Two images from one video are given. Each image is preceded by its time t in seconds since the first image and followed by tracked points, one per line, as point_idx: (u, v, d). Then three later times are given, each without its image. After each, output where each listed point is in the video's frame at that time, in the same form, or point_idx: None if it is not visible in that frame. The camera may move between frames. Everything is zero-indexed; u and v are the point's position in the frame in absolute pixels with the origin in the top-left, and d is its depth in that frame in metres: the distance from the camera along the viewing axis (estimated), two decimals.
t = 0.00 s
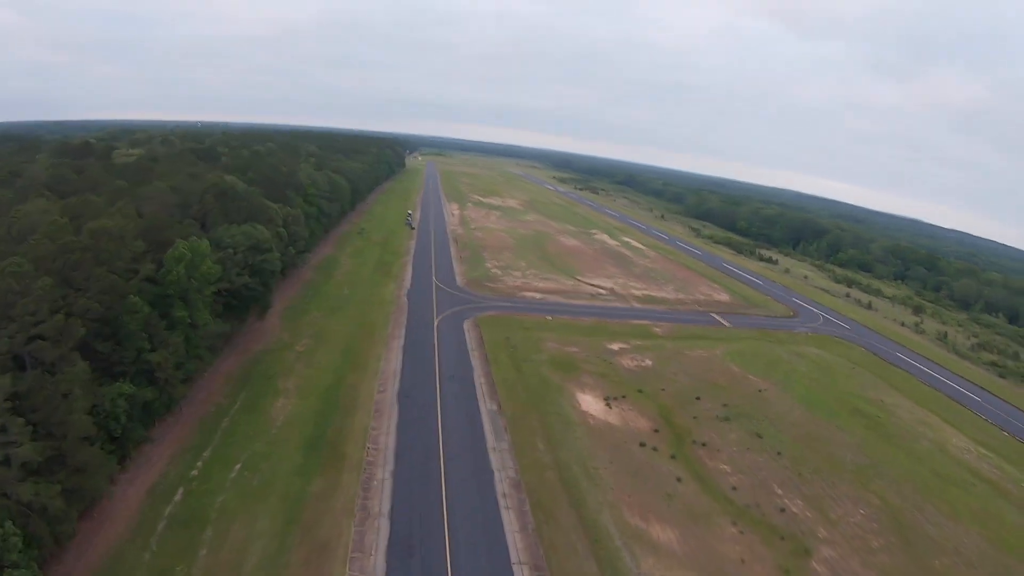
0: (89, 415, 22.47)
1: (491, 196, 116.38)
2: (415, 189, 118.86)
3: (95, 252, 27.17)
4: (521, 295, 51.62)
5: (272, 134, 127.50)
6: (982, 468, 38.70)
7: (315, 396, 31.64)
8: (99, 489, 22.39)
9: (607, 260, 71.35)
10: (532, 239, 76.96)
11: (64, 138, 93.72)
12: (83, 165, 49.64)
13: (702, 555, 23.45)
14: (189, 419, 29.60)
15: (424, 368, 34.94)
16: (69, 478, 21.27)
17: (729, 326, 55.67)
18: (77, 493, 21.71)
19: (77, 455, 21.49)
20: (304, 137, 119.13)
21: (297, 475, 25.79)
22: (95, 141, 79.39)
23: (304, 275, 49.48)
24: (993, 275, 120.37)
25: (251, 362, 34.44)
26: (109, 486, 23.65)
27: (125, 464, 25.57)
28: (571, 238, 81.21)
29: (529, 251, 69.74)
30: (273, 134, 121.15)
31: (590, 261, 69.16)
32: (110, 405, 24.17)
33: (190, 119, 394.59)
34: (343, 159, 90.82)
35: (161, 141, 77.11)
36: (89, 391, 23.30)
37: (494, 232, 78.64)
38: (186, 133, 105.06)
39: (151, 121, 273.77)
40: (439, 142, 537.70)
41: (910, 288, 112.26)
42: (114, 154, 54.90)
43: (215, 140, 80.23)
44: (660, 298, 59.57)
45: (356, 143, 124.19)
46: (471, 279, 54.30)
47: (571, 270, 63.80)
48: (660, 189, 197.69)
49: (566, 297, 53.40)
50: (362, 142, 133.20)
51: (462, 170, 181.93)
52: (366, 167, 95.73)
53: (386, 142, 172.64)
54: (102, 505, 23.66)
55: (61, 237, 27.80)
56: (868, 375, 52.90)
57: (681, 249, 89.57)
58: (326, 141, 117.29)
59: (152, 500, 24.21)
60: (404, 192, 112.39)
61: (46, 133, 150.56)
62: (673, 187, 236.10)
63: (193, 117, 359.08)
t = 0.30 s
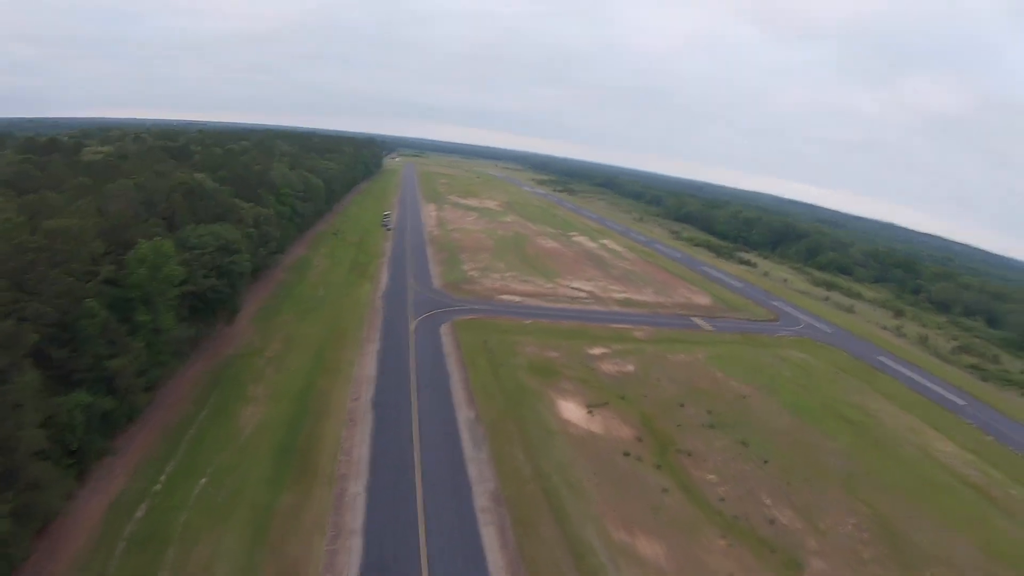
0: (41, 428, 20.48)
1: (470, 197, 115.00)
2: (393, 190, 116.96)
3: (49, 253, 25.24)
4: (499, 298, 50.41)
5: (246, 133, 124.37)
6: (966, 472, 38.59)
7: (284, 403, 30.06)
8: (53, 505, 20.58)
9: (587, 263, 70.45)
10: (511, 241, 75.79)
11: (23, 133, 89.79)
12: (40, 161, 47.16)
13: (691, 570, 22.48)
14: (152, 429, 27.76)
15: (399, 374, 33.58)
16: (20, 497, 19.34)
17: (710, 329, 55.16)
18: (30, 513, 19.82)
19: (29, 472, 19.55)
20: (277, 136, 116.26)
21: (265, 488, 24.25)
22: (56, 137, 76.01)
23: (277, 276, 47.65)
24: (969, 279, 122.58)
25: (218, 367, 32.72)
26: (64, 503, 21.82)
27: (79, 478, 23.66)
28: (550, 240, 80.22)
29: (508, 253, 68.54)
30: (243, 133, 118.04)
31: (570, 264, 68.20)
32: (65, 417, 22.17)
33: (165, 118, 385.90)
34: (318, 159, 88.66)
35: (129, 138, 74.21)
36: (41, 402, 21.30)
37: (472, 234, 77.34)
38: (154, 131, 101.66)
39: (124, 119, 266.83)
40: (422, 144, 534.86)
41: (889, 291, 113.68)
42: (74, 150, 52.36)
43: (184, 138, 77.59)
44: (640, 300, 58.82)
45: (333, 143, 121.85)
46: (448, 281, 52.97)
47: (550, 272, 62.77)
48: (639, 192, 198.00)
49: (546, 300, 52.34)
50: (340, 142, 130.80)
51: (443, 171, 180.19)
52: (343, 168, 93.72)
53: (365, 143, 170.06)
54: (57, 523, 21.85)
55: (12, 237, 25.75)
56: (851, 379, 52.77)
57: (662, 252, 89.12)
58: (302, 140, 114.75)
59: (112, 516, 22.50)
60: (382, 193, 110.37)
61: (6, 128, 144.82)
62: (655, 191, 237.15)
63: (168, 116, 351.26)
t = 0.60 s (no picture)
0: None
1: (460, 203, 114.13)
2: (382, 195, 115.79)
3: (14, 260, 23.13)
4: (490, 305, 49.37)
5: (231, 136, 122.59)
6: (967, 482, 37.93)
7: (265, 416, 28.66)
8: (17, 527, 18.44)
9: (578, 269, 69.68)
10: (501, 247, 74.88)
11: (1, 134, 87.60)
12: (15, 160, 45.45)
13: None
14: (129, 447, 25.65)
15: (386, 385, 32.34)
16: None
17: (704, 337, 54.45)
18: None
19: None
20: (263, 139, 114.70)
21: (244, 508, 22.82)
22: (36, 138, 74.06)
23: (261, 283, 46.24)
24: (959, 284, 123.29)
25: (198, 376, 31.15)
26: (29, 528, 19.74)
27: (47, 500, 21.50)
28: (541, 246, 79.31)
29: (498, 259, 67.60)
30: (229, 136, 116.41)
31: (561, 270, 67.28)
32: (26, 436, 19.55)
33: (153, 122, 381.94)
34: (307, 163, 87.30)
35: (111, 139, 72.39)
36: None
37: (462, 239, 76.40)
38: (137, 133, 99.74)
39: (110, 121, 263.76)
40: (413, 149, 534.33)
41: (881, 296, 114.02)
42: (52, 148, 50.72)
43: (167, 140, 75.97)
44: (633, 307, 58.01)
45: (322, 148, 120.51)
46: (438, 288, 51.89)
47: (541, 279, 61.86)
48: (629, 197, 197.98)
49: (538, 307, 51.35)
50: (329, 146, 129.49)
51: (433, 176, 179.40)
52: (331, 172, 92.46)
53: (355, 147, 168.98)
54: (19, 552, 19.66)
55: None
56: (847, 387, 52.22)
57: (654, 258, 88.55)
58: (290, 144, 113.28)
59: (81, 541, 20.56)
60: (371, 198, 109.13)
61: None
62: (646, 196, 237.68)
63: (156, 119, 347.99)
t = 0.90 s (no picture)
0: None
1: (457, 208, 113.08)
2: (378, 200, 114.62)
3: None
4: (488, 313, 48.23)
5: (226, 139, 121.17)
6: (978, 495, 36.93)
7: (253, 427, 27.35)
8: None
9: (577, 276, 68.63)
10: (499, 253, 73.80)
11: None
12: None
13: None
14: (108, 459, 24.31)
15: (381, 396, 31.10)
16: None
17: (705, 345, 53.43)
18: None
19: None
20: (258, 143, 113.56)
21: (228, 527, 21.49)
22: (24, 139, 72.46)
23: (252, 288, 44.95)
24: (958, 291, 122.89)
25: (183, 386, 29.80)
26: None
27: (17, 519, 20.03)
28: (539, 252, 78.37)
29: (496, 266, 66.52)
30: (222, 139, 115.05)
31: (559, 277, 66.31)
32: None
33: (149, 126, 380.58)
34: (302, 167, 86.08)
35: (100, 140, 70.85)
36: None
37: (459, 245, 75.31)
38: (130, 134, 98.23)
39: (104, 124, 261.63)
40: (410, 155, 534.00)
41: (880, 304, 113.41)
42: (40, 147, 49.50)
43: (160, 142, 74.79)
44: (633, 315, 56.95)
45: (317, 152, 119.26)
46: (435, 295, 50.74)
47: (540, 286, 60.78)
48: (627, 204, 197.41)
49: (536, 315, 50.22)
50: (325, 151, 128.30)
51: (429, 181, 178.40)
52: (327, 176, 91.28)
53: (351, 152, 167.88)
54: None
55: None
56: (852, 397, 51.23)
57: (652, 265, 87.61)
58: (285, 148, 112.00)
59: (54, 563, 19.16)
60: (367, 203, 107.91)
61: None
62: (643, 203, 237.36)
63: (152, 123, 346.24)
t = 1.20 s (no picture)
0: None
1: (459, 217, 112.30)
2: (380, 208, 113.95)
3: None
4: (490, 323, 47.13)
5: (227, 145, 120.65)
6: (998, 513, 35.56)
7: (245, 442, 26.12)
8: None
9: (581, 286, 67.59)
10: (502, 263, 72.86)
11: None
12: None
13: None
14: (92, 475, 23.06)
15: (379, 410, 29.95)
16: None
17: (712, 357, 52.25)
18: None
19: None
20: (261, 150, 113.15)
21: (215, 549, 20.21)
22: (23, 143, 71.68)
23: (249, 296, 43.91)
24: (964, 301, 121.49)
25: (174, 397, 28.59)
26: None
27: None
28: (542, 262, 77.36)
29: (498, 275, 65.51)
30: (223, 146, 114.47)
31: (563, 287, 65.25)
32: None
33: (153, 133, 381.97)
34: (303, 174, 85.35)
35: (99, 143, 70.06)
36: None
37: (461, 254, 74.38)
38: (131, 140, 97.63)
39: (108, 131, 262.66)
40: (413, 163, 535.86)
41: (885, 314, 112.10)
42: (36, 149, 48.71)
43: (160, 147, 74.16)
44: (638, 326, 55.82)
45: (319, 159, 118.81)
46: (436, 304, 49.72)
47: (543, 296, 59.70)
48: (630, 214, 196.88)
49: (540, 326, 49.10)
50: (327, 158, 127.88)
51: (432, 190, 178.05)
52: (328, 184, 90.58)
53: (354, 159, 167.57)
54: None
55: None
56: (862, 411, 49.95)
57: (656, 275, 86.52)
58: (287, 154, 111.43)
59: None
60: (368, 211, 107.12)
61: None
62: (645, 212, 236.79)
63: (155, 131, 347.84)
